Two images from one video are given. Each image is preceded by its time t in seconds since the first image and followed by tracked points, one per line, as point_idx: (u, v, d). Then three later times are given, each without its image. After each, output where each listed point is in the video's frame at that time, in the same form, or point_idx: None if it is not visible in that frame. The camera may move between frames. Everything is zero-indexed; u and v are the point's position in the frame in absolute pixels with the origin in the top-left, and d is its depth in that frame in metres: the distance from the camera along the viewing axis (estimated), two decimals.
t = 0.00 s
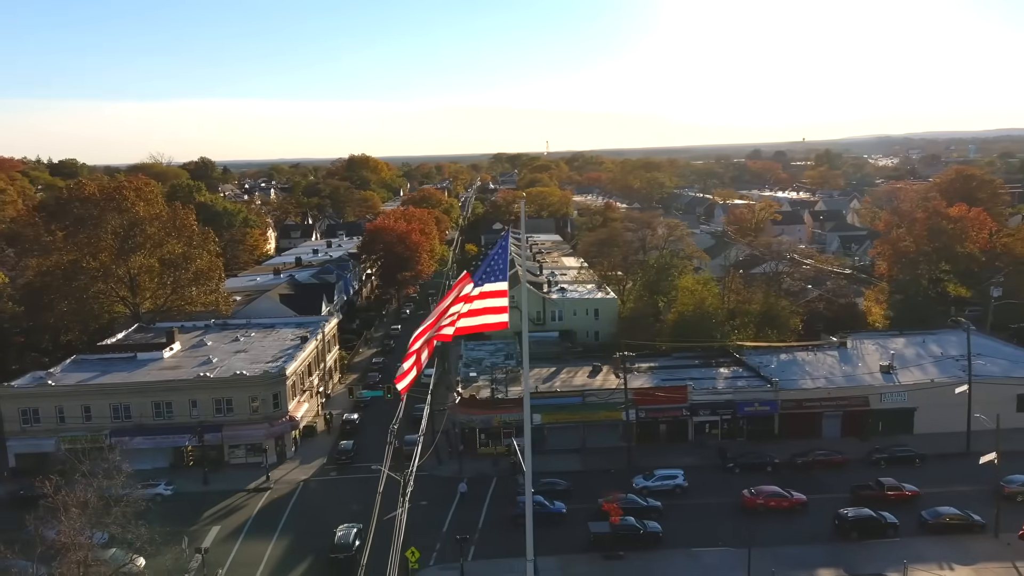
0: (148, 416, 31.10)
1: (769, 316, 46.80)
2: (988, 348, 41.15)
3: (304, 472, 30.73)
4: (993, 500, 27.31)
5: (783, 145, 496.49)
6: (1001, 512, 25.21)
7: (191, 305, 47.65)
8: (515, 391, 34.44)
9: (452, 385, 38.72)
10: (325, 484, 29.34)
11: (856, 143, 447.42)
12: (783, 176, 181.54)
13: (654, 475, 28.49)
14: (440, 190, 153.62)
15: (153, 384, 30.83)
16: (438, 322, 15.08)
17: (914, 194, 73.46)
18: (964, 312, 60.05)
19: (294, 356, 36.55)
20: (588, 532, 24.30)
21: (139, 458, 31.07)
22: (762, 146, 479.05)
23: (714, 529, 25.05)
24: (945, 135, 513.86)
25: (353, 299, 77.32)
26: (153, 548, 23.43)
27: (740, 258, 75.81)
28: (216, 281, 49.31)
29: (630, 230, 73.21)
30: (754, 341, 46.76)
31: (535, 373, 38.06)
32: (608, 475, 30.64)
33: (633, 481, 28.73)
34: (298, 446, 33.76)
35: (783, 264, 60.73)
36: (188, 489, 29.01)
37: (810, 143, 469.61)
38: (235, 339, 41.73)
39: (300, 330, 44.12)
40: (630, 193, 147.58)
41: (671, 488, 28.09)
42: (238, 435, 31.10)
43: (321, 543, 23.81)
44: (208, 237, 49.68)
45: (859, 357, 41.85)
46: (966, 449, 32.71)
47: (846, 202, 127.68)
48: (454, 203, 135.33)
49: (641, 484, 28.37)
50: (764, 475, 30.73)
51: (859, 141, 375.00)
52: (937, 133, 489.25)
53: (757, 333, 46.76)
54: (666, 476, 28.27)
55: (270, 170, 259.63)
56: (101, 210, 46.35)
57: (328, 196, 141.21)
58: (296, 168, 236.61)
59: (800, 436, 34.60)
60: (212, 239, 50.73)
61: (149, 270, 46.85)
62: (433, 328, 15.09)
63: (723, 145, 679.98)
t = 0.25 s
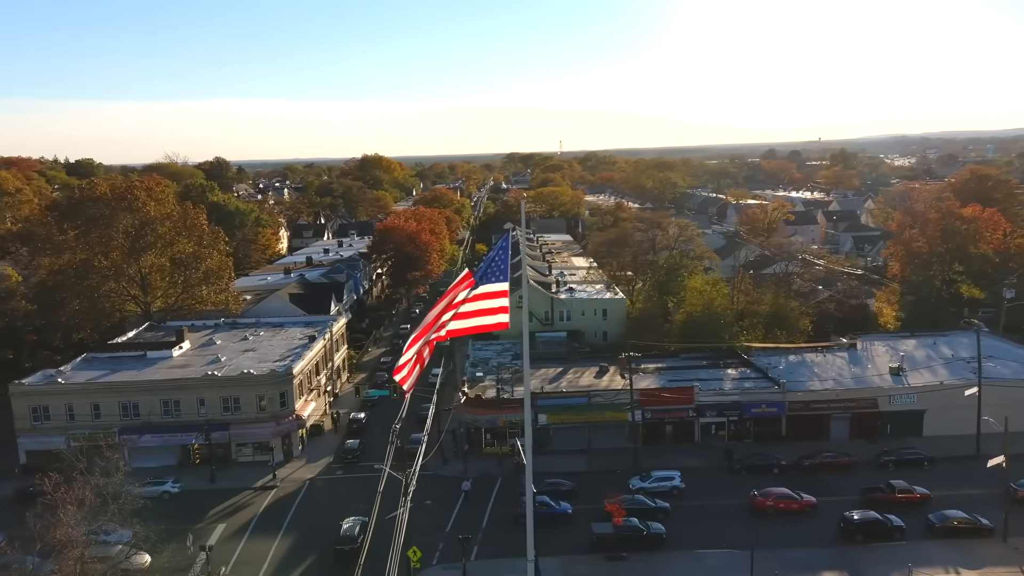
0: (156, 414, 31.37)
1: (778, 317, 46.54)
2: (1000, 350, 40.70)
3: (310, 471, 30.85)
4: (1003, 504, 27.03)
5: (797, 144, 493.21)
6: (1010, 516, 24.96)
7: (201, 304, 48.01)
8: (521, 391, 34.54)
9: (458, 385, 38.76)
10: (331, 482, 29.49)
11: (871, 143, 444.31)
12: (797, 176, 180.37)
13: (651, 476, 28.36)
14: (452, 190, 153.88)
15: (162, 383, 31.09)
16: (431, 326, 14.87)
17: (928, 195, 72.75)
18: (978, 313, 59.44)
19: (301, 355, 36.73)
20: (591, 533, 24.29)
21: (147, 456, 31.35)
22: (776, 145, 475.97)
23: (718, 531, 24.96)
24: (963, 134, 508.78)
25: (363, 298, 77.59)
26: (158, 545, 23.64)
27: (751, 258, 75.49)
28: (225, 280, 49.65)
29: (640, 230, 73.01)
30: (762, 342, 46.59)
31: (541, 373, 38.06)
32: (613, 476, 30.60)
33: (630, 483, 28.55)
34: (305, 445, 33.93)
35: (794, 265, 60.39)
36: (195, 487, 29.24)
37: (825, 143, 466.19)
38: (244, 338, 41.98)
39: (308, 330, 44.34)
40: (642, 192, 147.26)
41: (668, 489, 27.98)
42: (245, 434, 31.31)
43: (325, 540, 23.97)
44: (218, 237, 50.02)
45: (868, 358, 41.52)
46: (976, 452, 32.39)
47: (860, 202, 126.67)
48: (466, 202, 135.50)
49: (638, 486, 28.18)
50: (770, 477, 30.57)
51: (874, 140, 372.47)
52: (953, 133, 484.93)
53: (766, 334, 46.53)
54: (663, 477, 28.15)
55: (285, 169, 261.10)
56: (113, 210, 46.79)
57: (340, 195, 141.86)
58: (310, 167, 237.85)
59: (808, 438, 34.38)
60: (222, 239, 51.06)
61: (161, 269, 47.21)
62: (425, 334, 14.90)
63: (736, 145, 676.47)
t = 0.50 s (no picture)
0: (163, 412, 31.59)
1: (786, 318, 46.31)
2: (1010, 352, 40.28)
3: (316, 470, 30.98)
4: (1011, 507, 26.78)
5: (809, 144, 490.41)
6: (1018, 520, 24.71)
7: (210, 303, 48.31)
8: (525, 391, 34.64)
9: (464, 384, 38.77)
10: (336, 481, 29.60)
11: (885, 142, 440.95)
12: (809, 176, 179.22)
13: (649, 477, 28.38)
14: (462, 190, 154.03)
15: (169, 381, 31.30)
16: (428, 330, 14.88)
17: (940, 194, 72.04)
18: (991, 314, 58.81)
19: (308, 354, 36.87)
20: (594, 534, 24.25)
21: (155, 454, 31.60)
22: (788, 145, 473.48)
23: (722, 532, 24.87)
24: (978, 134, 504.28)
25: (372, 298, 77.83)
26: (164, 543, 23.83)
27: (761, 258, 75.16)
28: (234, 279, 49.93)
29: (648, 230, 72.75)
30: (770, 343, 46.42)
31: (547, 373, 38.04)
32: (618, 477, 30.55)
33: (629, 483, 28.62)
34: (311, 444, 34.06)
35: (804, 265, 60.02)
36: (201, 485, 29.42)
37: (838, 142, 463.03)
38: (251, 337, 42.20)
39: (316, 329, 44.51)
40: (653, 193, 146.86)
41: (668, 490, 27.94)
42: (251, 433, 31.46)
43: (328, 539, 24.11)
44: (227, 236, 50.29)
45: (877, 360, 41.21)
46: (984, 455, 32.10)
47: (873, 202, 125.61)
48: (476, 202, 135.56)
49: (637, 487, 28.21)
50: (776, 479, 30.41)
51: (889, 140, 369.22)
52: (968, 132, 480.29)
53: (774, 334, 46.31)
54: (661, 479, 28.15)
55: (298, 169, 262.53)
56: (123, 209, 47.13)
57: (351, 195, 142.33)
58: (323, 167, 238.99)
59: (814, 440, 34.20)
60: (231, 238, 51.34)
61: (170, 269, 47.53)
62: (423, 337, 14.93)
63: (752, 143, 672.05)
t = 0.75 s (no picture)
0: (172, 410, 31.84)
1: (795, 318, 46.07)
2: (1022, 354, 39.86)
3: (321, 468, 31.10)
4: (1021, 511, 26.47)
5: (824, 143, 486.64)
6: None
7: (220, 302, 48.64)
8: (531, 391, 34.70)
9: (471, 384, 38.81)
10: (342, 480, 29.72)
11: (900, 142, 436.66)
12: (823, 176, 177.93)
13: (649, 478, 28.30)
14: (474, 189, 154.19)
15: (177, 379, 31.54)
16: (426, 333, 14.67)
17: (954, 195, 71.33)
18: (1005, 316, 58.18)
19: (316, 353, 37.03)
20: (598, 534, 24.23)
21: (163, 451, 31.85)
22: (805, 144, 469.53)
23: (727, 533, 24.79)
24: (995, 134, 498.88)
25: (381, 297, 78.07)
26: (169, 540, 23.98)
27: (772, 259, 74.76)
28: (244, 278, 50.22)
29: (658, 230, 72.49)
30: (778, 344, 46.16)
31: (553, 373, 38.04)
32: (623, 477, 30.51)
33: (628, 483, 28.61)
34: (318, 442, 34.23)
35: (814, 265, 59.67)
36: (208, 483, 29.63)
37: (853, 142, 459.46)
38: (260, 336, 42.45)
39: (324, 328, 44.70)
40: (666, 193, 146.37)
41: (666, 491, 27.88)
42: (258, 431, 31.65)
43: (332, 537, 24.21)
44: (236, 235, 50.58)
45: (886, 361, 40.91)
46: (994, 458, 31.80)
47: (888, 203, 124.50)
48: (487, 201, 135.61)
49: (635, 487, 28.20)
50: (783, 480, 30.24)
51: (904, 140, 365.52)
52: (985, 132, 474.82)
53: (782, 335, 46.08)
54: (661, 480, 28.08)
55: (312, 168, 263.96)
56: (134, 208, 47.52)
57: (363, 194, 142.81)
58: (338, 166, 240.10)
59: (822, 442, 33.98)
60: (241, 237, 51.62)
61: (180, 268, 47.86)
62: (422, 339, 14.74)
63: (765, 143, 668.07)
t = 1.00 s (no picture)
0: (179, 409, 32.06)
1: (803, 319, 45.85)
2: None
3: (327, 467, 31.20)
4: None
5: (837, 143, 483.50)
6: None
7: (228, 301, 48.91)
8: (537, 391, 34.70)
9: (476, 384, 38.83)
10: (346, 479, 29.81)
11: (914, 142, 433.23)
12: (836, 176, 176.87)
13: (649, 479, 28.17)
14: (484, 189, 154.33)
15: (184, 378, 31.75)
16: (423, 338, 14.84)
17: (967, 195, 70.72)
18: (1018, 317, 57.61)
19: (322, 352, 37.16)
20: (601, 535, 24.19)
21: (170, 449, 32.09)
22: (817, 144, 466.68)
23: (730, 534, 24.70)
24: (1011, 133, 494.20)
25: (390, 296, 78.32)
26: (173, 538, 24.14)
27: (781, 259, 74.40)
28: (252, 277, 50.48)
29: (667, 230, 72.30)
30: (786, 345, 45.93)
31: (559, 373, 38.02)
32: (627, 477, 30.46)
33: (628, 484, 28.50)
34: (324, 441, 34.37)
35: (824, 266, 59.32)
36: (214, 481, 29.81)
37: (866, 142, 456.10)
38: (267, 335, 42.66)
39: (331, 327, 44.86)
40: (677, 192, 145.91)
41: (666, 493, 27.77)
42: (264, 430, 31.80)
43: (335, 536, 24.29)
44: (245, 235, 50.84)
45: (895, 362, 40.63)
46: (1003, 461, 31.50)
47: (900, 203, 123.54)
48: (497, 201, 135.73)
49: (635, 488, 28.07)
50: (788, 482, 30.09)
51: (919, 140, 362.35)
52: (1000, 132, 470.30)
53: (790, 336, 45.87)
54: (660, 481, 27.96)
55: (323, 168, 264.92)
56: (144, 208, 47.88)
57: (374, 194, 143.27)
58: (349, 165, 240.98)
59: (828, 443, 33.79)
60: (249, 237, 51.87)
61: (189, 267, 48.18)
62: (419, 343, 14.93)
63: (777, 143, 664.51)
